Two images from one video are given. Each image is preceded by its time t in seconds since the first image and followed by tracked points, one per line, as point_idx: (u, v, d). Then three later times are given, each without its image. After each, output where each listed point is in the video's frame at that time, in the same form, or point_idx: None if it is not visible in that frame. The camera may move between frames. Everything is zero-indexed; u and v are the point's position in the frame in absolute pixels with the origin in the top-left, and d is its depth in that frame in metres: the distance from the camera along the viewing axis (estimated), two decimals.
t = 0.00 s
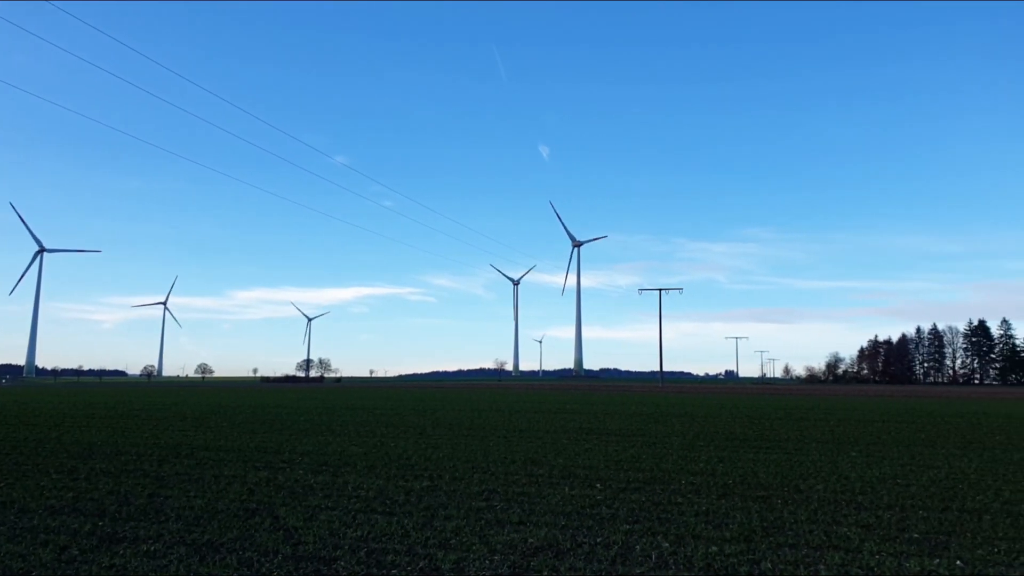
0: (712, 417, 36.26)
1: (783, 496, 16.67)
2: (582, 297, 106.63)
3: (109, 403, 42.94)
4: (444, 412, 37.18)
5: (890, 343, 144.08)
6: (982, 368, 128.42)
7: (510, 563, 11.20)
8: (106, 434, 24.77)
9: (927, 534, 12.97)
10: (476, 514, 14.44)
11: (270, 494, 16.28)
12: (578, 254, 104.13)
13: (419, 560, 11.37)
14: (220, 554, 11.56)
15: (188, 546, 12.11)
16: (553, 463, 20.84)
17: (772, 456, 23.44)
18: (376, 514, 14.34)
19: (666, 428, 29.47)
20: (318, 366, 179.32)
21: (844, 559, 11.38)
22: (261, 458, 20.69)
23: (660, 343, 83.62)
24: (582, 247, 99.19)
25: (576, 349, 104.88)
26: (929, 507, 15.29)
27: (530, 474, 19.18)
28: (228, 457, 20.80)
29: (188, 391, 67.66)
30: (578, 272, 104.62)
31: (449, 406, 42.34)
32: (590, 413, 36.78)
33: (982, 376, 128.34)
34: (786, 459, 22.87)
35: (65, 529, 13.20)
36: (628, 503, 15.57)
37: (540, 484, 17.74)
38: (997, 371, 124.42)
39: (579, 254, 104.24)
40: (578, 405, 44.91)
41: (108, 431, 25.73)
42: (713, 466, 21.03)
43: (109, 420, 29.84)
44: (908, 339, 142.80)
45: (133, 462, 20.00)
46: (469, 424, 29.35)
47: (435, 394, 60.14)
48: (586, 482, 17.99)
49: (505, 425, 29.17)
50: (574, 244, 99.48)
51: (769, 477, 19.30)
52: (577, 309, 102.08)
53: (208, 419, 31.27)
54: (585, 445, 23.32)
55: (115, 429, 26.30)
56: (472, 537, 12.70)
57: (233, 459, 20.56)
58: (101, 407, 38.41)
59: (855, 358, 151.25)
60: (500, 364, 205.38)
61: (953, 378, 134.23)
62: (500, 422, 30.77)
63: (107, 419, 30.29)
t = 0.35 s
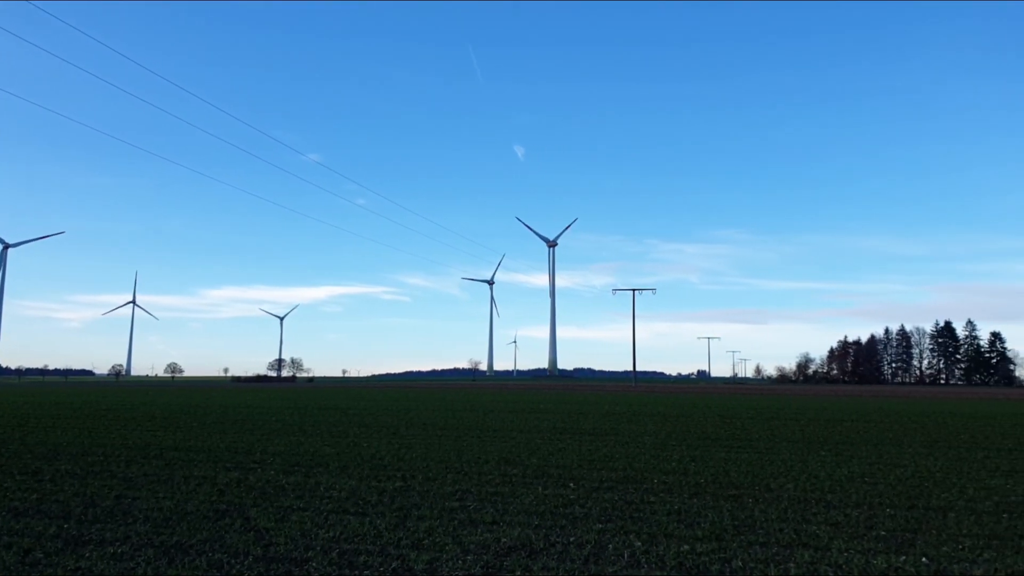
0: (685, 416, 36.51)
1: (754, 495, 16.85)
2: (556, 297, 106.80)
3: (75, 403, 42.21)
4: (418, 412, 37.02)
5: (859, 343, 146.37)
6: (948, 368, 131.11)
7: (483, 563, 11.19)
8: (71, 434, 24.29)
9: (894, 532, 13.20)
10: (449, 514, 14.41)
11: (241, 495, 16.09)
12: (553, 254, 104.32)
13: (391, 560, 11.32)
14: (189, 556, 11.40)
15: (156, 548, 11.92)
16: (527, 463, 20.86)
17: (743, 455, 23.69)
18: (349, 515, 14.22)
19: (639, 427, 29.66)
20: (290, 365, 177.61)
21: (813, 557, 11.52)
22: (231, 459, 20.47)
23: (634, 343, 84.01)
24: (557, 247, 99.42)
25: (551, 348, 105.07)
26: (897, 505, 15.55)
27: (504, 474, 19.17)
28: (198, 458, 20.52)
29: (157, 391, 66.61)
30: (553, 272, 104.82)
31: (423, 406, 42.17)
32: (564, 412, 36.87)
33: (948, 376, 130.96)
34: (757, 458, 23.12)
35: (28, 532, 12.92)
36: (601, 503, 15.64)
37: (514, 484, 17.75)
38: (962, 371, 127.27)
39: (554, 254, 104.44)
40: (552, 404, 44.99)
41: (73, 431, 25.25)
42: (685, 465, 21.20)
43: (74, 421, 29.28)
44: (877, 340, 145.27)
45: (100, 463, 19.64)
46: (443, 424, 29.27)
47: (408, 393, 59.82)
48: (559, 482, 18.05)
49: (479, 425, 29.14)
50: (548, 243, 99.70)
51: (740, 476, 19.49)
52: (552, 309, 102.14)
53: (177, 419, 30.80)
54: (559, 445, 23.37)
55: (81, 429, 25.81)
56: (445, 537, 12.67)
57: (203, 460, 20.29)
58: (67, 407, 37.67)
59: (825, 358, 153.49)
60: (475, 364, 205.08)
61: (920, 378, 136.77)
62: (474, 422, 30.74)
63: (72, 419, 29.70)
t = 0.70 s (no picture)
0: (659, 416, 36.77)
1: (725, 494, 17.02)
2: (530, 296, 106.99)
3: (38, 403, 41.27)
4: (392, 412, 36.83)
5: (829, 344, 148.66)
6: (915, 368, 133.67)
7: (456, 563, 11.18)
8: (35, 434, 23.80)
9: (861, 529, 13.42)
10: (422, 514, 14.36)
11: (211, 496, 15.89)
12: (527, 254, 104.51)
13: (363, 561, 11.24)
14: (157, 559, 11.22)
15: (123, 551, 11.72)
16: (500, 462, 20.87)
17: (715, 454, 23.92)
18: (320, 516, 14.11)
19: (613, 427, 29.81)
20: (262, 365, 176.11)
21: (783, 555, 11.67)
22: (201, 459, 20.23)
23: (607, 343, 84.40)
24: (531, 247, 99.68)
25: (525, 348, 105.21)
26: (865, 503, 15.80)
27: (477, 474, 19.15)
28: (167, 458, 20.22)
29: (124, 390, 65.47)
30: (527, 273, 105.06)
31: (397, 406, 41.97)
32: (538, 412, 36.94)
33: (915, 376, 133.75)
34: (728, 456, 23.37)
35: None
36: (574, 502, 15.70)
37: (487, 483, 17.75)
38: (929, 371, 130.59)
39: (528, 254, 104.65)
40: (527, 404, 45.03)
41: (38, 432, 24.75)
42: (657, 464, 21.36)
43: (39, 421, 28.68)
44: (846, 340, 147.56)
45: (65, 464, 19.26)
46: (416, 424, 29.17)
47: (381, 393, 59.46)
48: (532, 481, 18.08)
49: (452, 425, 29.07)
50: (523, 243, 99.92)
51: (711, 475, 19.68)
52: (527, 310, 102.26)
53: (145, 419, 30.31)
54: (533, 444, 23.42)
55: (46, 430, 25.30)
56: (418, 537, 12.63)
57: (172, 461, 20.01)
58: (31, 407, 36.89)
59: (795, 358, 155.61)
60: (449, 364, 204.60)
61: (888, 378, 139.38)
62: (448, 422, 30.69)
63: (37, 419, 29.09)
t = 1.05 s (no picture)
0: (632, 415, 36.99)
1: (697, 493, 17.18)
2: (505, 296, 106.92)
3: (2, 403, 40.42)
4: (365, 412, 36.61)
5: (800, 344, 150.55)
6: (883, 368, 135.95)
7: (429, 563, 11.16)
8: None
9: (830, 527, 13.62)
10: (395, 514, 14.31)
11: (180, 497, 15.67)
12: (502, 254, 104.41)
13: (336, 562, 11.17)
14: (124, 561, 11.05)
15: (90, 553, 11.53)
16: (475, 462, 20.86)
17: (688, 453, 24.15)
18: (292, 517, 13.98)
19: (587, 427, 29.92)
20: (233, 365, 174.16)
21: (754, 553, 11.79)
22: (171, 459, 19.98)
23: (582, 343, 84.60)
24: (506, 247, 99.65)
25: (500, 347, 105.15)
26: (834, 501, 16.04)
27: (450, 474, 19.12)
28: (135, 459, 19.92)
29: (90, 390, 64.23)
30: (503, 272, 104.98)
31: (370, 406, 41.74)
32: (512, 411, 36.96)
33: (884, 376, 135.88)
34: (701, 456, 23.59)
35: None
36: (548, 501, 15.75)
37: (461, 483, 17.72)
38: (897, 371, 132.78)
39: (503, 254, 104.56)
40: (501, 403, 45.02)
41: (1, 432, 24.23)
42: (631, 463, 21.50)
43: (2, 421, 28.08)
44: (816, 340, 149.61)
45: (30, 466, 18.87)
46: (390, 424, 29.04)
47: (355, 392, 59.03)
48: (506, 481, 18.11)
49: (426, 424, 29.00)
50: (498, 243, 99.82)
51: (684, 474, 19.83)
52: (502, 310, 102.24)
53: (113, 420, 29.81)
54: (507, 444, 23.44)
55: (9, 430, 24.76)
56: (391, 538, 12.58)
57: (140, 461, 19.72)
58: None
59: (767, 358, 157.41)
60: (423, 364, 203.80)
61: (858, 378, 141.52)
62: (422, 421, 30.61)
63: None
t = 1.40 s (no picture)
0: (606, 415, 37.13)
1: (670, 492, 17.30)
2: (480, 296, 106.75)
3: None
4: (339, 412, 36.31)
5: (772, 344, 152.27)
6: (853, 368, 138.04)
7: (402, 564, 11.11)
8: None
9: (801, 526, 13.78)
10: (368, 515, 14.23)
11: (149, 499, 15.42)
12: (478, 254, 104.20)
13: (308, 563, 11.08)
14: (90, 564, 10.85)
15: (55, 556, 11.30)
16: (449, 462, 20.81)
17: (661, 452, 24.31)
18: (264, 518, 13.83)
19: (561, 426, 29.97)
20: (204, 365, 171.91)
21: (726, 552, 11.90)
22: (139, 460, 19.67)
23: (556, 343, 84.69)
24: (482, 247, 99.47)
25: (475, 347, 104.96)
26: (804, 500, 16.24)
27: (424, 474, 19.04)
28: (104, 460, 19.59)
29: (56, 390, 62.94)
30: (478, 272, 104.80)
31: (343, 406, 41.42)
32: (487, 411, 36.91)
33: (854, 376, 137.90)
34: (674, 455, 23.75)
35: None
36: (522, 501, 15.77)
37: (435, 483, 17.66)
38: (867, 371, 134.77)
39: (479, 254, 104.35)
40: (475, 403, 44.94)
41: None
42: (604, 462, 21.58)
43: None
44: (788, 340, 151.42)
45: None
46: (363, 424, 28.84)
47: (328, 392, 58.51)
48: (480, 481, 18.09)
49: (400, 425, 28.83)
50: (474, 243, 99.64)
51: (657, 473, 19.95)
52: (477, 309, 101.96)
53: (80, 420, 29.25)
54: (481, 444, 23.41)
55: None
56: (363, 538, 12.51)
57: (109, 462, 19.40)
58: None
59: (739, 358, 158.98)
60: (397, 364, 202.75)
61: (828, 378, 143.50)
62: (395, 422, 30.43)
63: None
